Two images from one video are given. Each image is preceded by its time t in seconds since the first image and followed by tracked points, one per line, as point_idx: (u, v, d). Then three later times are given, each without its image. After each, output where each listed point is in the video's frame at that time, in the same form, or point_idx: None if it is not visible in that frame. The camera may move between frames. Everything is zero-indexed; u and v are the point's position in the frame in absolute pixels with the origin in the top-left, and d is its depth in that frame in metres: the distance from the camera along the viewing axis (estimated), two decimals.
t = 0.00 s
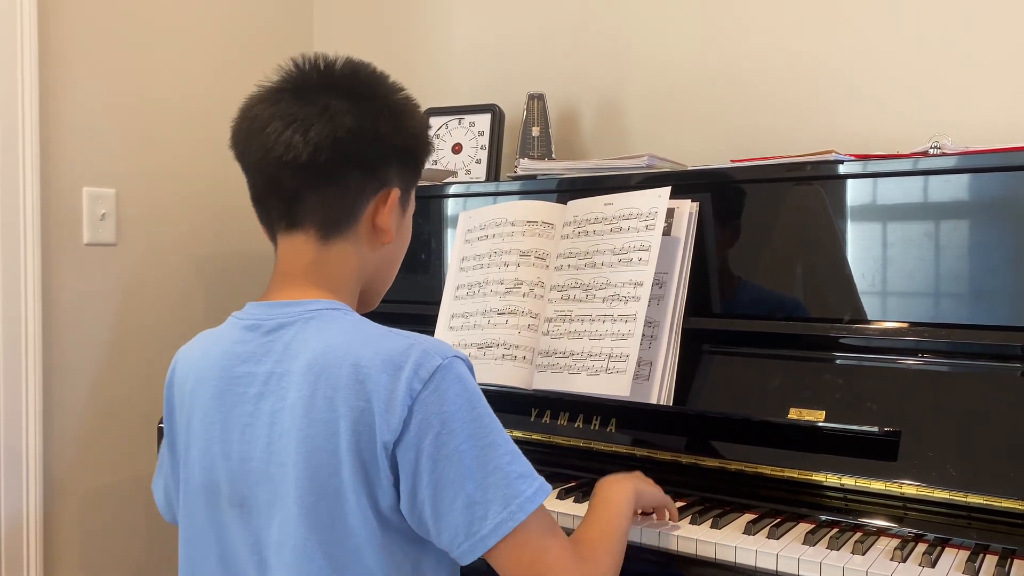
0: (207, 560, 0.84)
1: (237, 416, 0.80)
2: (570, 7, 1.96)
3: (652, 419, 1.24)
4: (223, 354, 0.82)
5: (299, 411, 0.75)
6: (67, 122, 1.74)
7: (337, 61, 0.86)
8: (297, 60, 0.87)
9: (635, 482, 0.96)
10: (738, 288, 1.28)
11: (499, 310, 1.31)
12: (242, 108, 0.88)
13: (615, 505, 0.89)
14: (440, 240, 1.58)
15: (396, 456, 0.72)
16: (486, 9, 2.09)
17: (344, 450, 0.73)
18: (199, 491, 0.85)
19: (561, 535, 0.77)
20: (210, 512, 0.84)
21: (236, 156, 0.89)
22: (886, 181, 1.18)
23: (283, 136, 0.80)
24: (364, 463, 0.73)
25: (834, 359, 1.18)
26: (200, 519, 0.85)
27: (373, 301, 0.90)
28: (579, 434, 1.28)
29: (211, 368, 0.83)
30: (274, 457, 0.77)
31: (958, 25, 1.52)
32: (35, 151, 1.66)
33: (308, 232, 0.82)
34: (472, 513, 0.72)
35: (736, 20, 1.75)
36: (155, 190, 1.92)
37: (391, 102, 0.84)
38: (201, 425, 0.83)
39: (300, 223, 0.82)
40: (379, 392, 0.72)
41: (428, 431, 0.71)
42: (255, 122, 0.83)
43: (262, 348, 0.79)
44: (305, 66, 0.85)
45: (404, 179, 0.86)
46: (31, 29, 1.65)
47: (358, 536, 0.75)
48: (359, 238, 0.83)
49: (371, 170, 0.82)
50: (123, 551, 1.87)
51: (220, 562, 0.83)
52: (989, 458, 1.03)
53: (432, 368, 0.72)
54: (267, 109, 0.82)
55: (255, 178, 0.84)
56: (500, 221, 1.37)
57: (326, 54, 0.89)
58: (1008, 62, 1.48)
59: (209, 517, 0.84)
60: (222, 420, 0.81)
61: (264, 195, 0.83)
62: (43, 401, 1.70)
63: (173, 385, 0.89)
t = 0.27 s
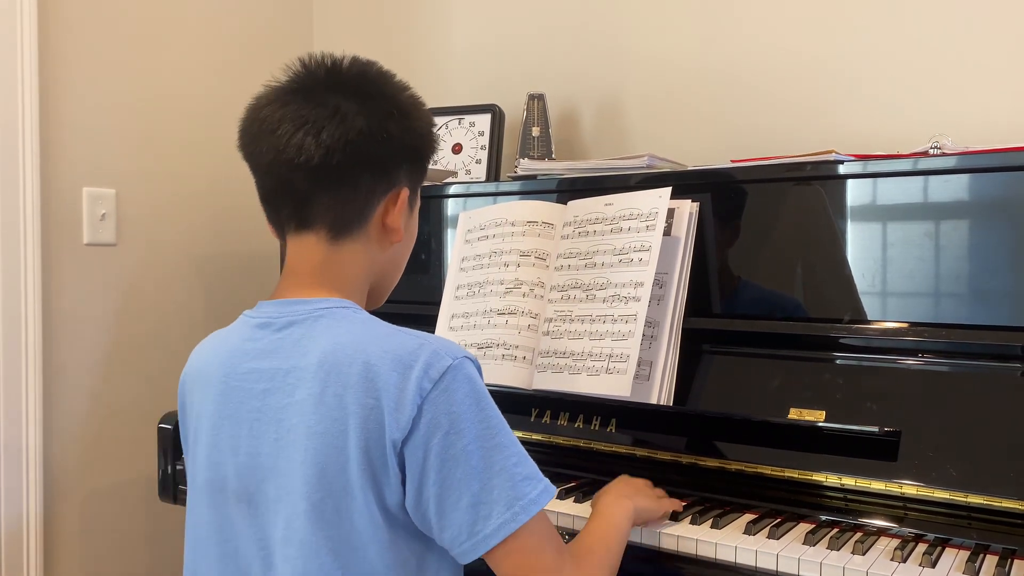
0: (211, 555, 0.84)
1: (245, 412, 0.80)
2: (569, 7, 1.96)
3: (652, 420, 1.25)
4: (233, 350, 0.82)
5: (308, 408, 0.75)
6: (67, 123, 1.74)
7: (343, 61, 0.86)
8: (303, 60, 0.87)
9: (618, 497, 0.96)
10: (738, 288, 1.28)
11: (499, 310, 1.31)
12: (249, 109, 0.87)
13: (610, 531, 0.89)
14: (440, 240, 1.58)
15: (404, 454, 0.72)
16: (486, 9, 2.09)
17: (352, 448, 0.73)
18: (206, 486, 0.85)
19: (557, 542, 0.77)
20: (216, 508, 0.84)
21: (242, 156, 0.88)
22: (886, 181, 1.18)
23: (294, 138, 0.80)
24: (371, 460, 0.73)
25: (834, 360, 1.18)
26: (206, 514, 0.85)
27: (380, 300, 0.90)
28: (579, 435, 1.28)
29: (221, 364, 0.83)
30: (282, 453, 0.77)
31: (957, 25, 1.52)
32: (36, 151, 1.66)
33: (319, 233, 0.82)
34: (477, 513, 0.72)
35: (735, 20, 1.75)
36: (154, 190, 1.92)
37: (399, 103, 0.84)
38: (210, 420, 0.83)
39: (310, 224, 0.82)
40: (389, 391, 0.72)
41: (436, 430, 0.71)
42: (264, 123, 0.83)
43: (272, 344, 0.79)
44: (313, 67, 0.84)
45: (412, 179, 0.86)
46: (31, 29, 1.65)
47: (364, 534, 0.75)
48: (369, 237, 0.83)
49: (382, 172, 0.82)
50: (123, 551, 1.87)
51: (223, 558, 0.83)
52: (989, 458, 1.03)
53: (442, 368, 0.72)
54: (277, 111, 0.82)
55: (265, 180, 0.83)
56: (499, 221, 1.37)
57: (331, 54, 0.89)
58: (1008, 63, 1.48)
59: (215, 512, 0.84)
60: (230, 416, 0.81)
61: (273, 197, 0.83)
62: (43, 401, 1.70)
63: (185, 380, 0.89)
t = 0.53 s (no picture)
0: (216, 554, 0.84)
1: (254, 412, 0.80)
2: (569, 7, 1.96)
3: (653, 420, 1.24)
4: (243, 349, 0.82)
5: (320, 409, 0.75)
6: (66, 123, 1.74)
7: (351, 61, 0.86)
8: (311, 59, 0.87)
9: (604, 529, 0.93)
10: (738, 288, 1.28)
11: (499, 310, 1.31)
12: (256, 108, 0.87)
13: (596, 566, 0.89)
14: (440, 241, 1.58)
15: (416, 456, 0.72)
16: (486, 9, 2.09)
17: (363, 450, 0.73)
18: (212, 484, 0.84)
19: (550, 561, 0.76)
20: (223, 506, 0.84)
21: (249, 155, 0.88)
22: (886, 181, 1.18)
23: (304, 139, 0.80)
24: (382, 462, 0.73)
25: (834, 359, 1.18)
26: (212, 512, 0.85)
27: (386, 300, 0.90)
28: (579, 435, 1.28)
29: (230, 362, 0.82)
30: (292, 454, 0.77)
31: (957, 24, 1.52)
32: (35, 151, 1.66)
33: (329, 233, 0.81)
34: (485, 518, 0.72)
35: (735, 20, 1.75)
36: (154, 191, 1.91)
37: (408, 103, 0.84)
38: (218, 419, 0.83)
39: (320, 225, 0.81)
40: (402, 393, 0.72)
41: (448, 433, 0.71)
42: (274, 124, 0.83)
43: (282, 344, 0.79)
44: (321, 68, 0.84)
45: (420, 179, 0.86)
46: (31, 29, 1.65)
47: (373, 537, 0.74)
48: (379, 238, 0.83)
49: (392, 173, 0.82)
50: (123, 551, 1.87)
51: (229, 556, 0.83)
52: (989, 458, 1.03)
53: (454, 371, 0.72)
54: (287, 111, 0.82)
55: (274, 180, 0.83)
56: (499, 221, 1.37)
57: (337, 54, 0.88)
58: (1008, 62, 1.48)
59: (222, 510, 0.84)
60: (239, 415, 0.81)
61: (282, 197, 0.83)
62: (43, 401, 1.70)
63: (190, 378, 0.89)
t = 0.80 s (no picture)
0: (216, 554, 0.84)
1: (256, 414, 0.80)
2: (570, 7, 1.96)
3: (653, 420, 1.24)
4: (244, 351, 0.82)
5: (322, 412, 0.75)
6: (66, 123, 1.74)
7: (357, 60, 0.86)
8: (317, 58, 0.87)
9: (603, 545, 0.93)
10: (738, 288, 1.28)
11: (499, 310, 1.31)
12: (261, 106, 0.87)
13: None
14: (440, 241, 1.58)
15: (418, 461, 0.72)
16: (486, 9, 2.09)
17: (365, 453, 0.73)
18: (213, 485, 0.84)
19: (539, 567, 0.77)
20: (224, 508, 0.84)
21: (253, 153, 0.88)
22: (887, 181, 1.18)
23: (309, 139, 0.80)
24: (383, 466, 0.73)
25: (834, 360, 1.18)
26: (213, 513, 0.85)
27: (387, 302, 0.90)
28: (579, 435, 1.28)
29: (231, 364, 0.82)
30: (294, 457, 0.77)
31: (957, 24, 1.52)
32: (35, 151, 1.66)
33: (332, 234, 0.81)
34: (481, 524, 0.72)
35: (735, 20, 1.75)
36: (154, 190, 1.91)
37: (414, 104, 0.84)
38: (219, 420, 0.83)
39: (323, 225, 0.81)
40: (405, 397, 0.72)
41: (450, 438, 0.71)
42: (279, 122, 0.83)
43: (284, 346, 0.79)
44: (328, 67, 0.84)
45: (424, 180, 0.86)
46: (31, 28, 1.65)
47: (373, 541, 0.75)
48: (382, 239, 0.83)
49: (397, 174, 0.82)
50: (123, 551, 1.87)
51: (229, 557, 0.83)
52: (990, 459, 1.03)
53: (457, 376, 0.72)
54: (292, 111, 0.82)
55: (278, 179, 0.83)
56: (501, 220, 1.37)
57: (343, 53, 0.88)
58: (1008, 62, 1.48)
59: (222, 512, 0.84)
60: (241, 416, 0.81)
61: (286, 197, 0.83)
62: (43, 401, 1.70)
63: (189, 378, 0.89)
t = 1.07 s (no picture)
0: (213, 560, 0.84)
1: (248, 420, 0.80)
2: (570, 8, 1.96)
3: (652, 422, 1.25)
4: (234, 357, 0.82)
5: (314, 418, 0.75)
6: (66, 124, 1.74)
7: (339, 56, 0.85)
8: (299, 55, 0.87)
9: (605, 528, 0.92)
10: (738, 289, 1.28)
11: (500, 311, 1.31)
12: (245, 106, 0.87)
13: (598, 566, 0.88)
14: (440, 242, 1.58)
15: (411, 466, 0.72)
16: (486, 9, 2.09)
17: (358, 460, 0.73)
18: (207, 492, 0.84)
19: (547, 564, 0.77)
20: (219, 514, 0.84)
21: (239, 154, 0.88)
22: (887, 182, 1.18)
23: (294, 138, 0.80)
24: (377, 471, 0.73)
25: (834, 360, 1.18)
26: (208, 520, 0.85)
27: (379, 301, 0.90)
28: (579, 436, 1.29)
29: (221, 371, 0.82)
30: (287, 464, 0.77)
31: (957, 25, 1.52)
32: (36, 153, 1.66)
33: (321, 233, 0.81)
34: (482, 525, 0.72)
35: (735, 20, 1.75)
36: (154, 191, 1.91)
37: (398, 98, 0.84)
38: (211, 428, 0.83)
39: (312, 224, 0.81)
40: (396, 402, 0.72)
41: (442, 443, 0.71)
42: (263, 122, 0.83)
43: (273, 352, 0.79)
44: (310, 64, 0.84)
45: (412, 175, 0.86)
46: (31, 29, 1.65)
47: (368, 547, 0.75)
48: (371, 237, 0.83)
49: (384, 169, 0.82)
50: (123, 552, 1.87)
51: (227, 563, 0.84)
52: (990, 460, 1.03)
53: (449, 379, 0.72)
54: (276, 110, 0.82)
55: (264, 180, 0.83)
56: (500, 221, 1.37)
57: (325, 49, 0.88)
58: (1008, 63, 1.48)
59: (218, 518, 0.84)
60: (233, 423, 0.81)
61: (273, 197, 0.83)
62: (43, 402, 1.70)
63: (179, 385, 0.89)
